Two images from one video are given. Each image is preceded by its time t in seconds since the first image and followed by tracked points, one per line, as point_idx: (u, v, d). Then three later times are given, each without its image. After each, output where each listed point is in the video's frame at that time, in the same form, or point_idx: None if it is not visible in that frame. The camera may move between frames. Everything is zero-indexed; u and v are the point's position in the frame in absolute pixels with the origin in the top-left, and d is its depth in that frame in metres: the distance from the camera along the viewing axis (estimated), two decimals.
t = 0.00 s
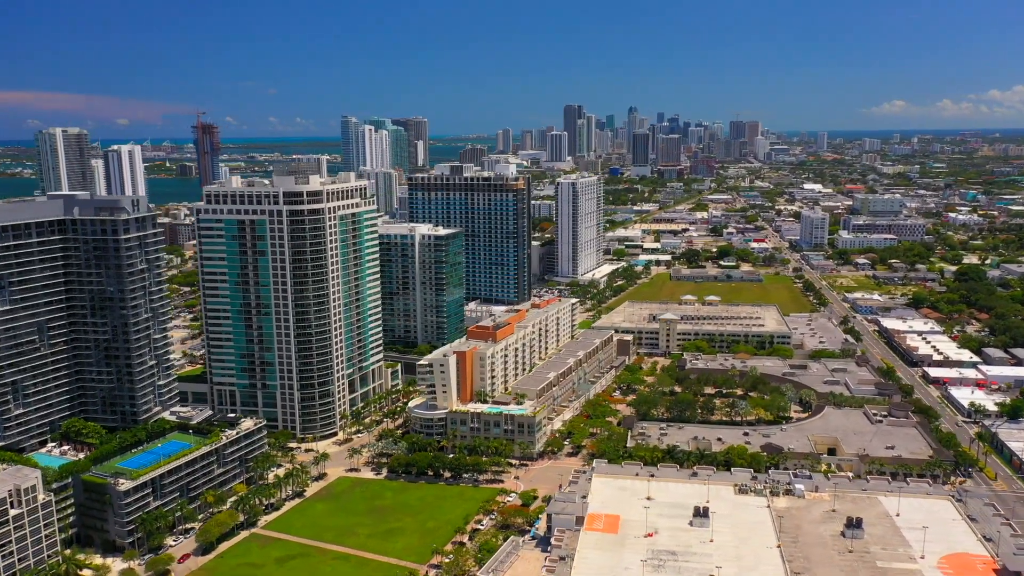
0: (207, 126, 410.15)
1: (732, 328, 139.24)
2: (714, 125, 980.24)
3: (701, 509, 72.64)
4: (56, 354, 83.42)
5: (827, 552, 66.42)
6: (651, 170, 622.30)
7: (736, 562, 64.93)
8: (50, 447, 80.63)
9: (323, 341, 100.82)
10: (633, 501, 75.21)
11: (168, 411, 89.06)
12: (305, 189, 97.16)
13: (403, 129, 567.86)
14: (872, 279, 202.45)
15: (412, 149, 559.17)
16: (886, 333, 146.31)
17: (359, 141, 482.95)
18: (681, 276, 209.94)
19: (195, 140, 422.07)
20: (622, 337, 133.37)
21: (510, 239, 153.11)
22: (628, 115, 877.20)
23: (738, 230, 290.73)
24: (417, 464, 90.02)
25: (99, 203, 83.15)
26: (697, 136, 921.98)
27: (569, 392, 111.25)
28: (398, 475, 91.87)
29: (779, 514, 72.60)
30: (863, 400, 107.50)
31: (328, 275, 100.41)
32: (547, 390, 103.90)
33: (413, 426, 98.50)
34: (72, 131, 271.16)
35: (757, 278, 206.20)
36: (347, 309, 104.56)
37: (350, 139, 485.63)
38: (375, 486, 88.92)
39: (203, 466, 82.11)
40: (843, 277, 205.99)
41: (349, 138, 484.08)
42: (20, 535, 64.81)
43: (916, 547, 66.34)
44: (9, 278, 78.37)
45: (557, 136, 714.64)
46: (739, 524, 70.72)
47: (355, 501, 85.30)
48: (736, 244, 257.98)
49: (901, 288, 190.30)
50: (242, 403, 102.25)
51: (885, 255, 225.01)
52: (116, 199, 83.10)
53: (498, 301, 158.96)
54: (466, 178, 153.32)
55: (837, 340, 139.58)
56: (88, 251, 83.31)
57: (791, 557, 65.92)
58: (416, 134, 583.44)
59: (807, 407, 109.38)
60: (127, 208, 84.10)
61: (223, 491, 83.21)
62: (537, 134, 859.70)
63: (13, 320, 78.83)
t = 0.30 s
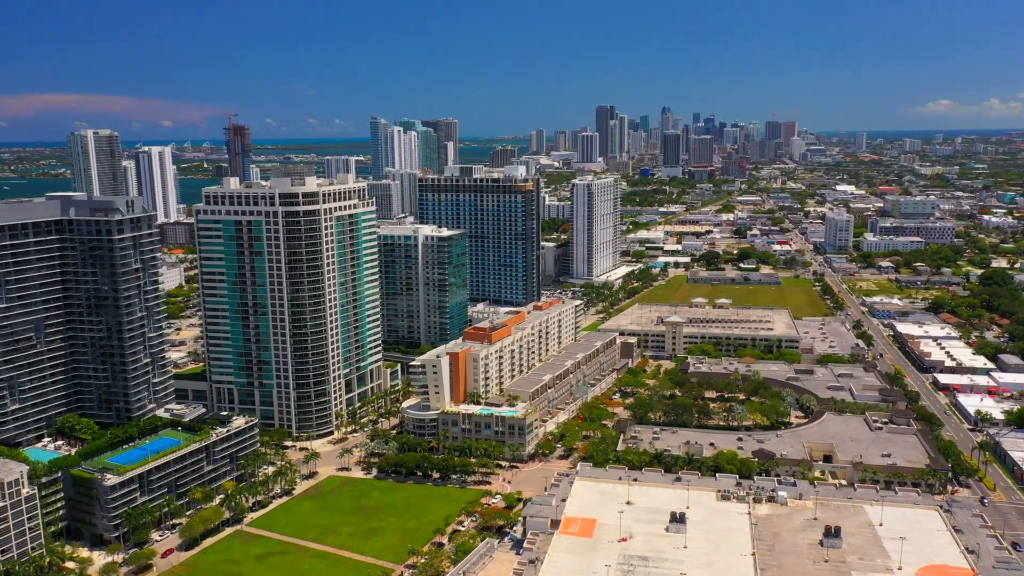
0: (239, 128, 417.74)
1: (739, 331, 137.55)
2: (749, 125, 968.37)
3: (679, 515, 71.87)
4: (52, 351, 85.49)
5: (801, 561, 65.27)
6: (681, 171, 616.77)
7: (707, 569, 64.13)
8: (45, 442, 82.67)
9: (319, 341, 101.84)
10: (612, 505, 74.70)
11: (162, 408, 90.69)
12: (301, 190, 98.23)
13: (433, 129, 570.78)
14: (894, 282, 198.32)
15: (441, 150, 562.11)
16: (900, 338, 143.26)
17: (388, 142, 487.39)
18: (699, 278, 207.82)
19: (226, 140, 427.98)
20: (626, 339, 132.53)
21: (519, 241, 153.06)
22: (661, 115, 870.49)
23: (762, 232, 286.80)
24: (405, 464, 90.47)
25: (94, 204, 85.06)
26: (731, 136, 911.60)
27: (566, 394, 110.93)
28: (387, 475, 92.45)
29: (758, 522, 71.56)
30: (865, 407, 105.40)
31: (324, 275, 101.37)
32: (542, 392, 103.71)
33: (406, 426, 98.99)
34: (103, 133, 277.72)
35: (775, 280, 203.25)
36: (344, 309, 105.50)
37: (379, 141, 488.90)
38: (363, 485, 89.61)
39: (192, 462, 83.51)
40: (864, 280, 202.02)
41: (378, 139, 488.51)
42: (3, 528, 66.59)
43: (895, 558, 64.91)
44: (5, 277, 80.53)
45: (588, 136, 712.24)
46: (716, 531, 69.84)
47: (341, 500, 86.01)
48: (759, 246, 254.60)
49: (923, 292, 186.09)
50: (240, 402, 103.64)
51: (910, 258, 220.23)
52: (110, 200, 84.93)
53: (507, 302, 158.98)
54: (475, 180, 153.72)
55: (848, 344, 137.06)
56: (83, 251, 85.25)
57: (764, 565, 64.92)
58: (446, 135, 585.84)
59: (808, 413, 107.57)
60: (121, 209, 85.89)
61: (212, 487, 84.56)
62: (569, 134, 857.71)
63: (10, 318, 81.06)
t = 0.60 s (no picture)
0: (268, 125, 417.31)
1: (747, 329, 135.90)
2: (784, 120, 953.56)
3: (657, 514, 71.36)
4: (51, 344, 87.69)
5: (775, 563, 64.35)
6: (712, 166, 609.78)
7: (679, 569, 63.60)
8: (43, 432, 84.93)
9: (316, 336, 102.84)
10: (592, 503, 74.42)
11: (159, 400, 92.41)
12: (297, 187, 99.21)
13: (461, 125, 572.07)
14: (917, 280, 193.93)
15: (470, 145, 563.41)
16: (913, 337, 140.28)
17: (416, 138, 490.22)
18: (716, 275, 205.53)
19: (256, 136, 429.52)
20: (630, 336, 131.72)
21: (527, 237, 152.85)
22: (694, 110, 861.38)
23: (787, 228, 282.35)
24: (395, 459, 91.12)
25: (91, 201, 86.85)
26: (766, 131, 898.46)
27: (563, 391, 110.64)
28: (378, 469, 93.18)
29: (737, 522, 70.69)
30: (867, 407, 103.37)
31: (321, 271, 102.34)
32: (536, 389, 103.63)
33: (400, 421, 99.66)
34: (133, 130, 283.34)
35: (794, 278, 200.07)
36: (341, 304, 106.45)
37: (407, 137, 493.29)
38: (353, 480, 90.42)
39: (184, 454, 85.03)
40: (886, 278, 197.92)
41: (406, 135, 492.11)
42: None
43: (872, 562, 63.73)
44: (4, 271, 82.73)
45: (618, 132, 707.66)
46: (692, 531, 69.20)
47: (329, 494, 86.95)
48: (782, 242, 250.78)
49: (945, 290, 181.73)
50: (240, 395, 105.18)
51: (936, 255, 215.14)
52: (106, 197, 86.65)
53: (516, 299, 158.88)
54: (484, 176, 153.83)
55: (858, 343, 134.58)
56: (81, 247, 87.16)
57: (737, 567, 64.15)
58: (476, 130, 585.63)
59: (809, 413, 105.94)
60: (117, 205, 87.57)
61: (203, 479, 86.00)
62: (601, 130, 852.89)
63: (9, 312, 83.34)
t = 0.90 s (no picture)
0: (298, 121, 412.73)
1: (755, 326, 134.16)
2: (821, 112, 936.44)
3: (635, 511, 70.95)
4: (51, 334, 89.85)
5: (748, 563, 63.59)
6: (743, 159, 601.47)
7: (649, 567, 63.19)
8: (43, 421, 87.16)
9: (313, 328, 103.95)
10: (571, 499, 74.21)
11: (156, 390, 94.20)
12: (294, 181, 100.39)
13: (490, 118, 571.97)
14: (940, 276, 189.34)
15: (498, 139, 563.30)
16: (927, 335, 137.19)
17: (444, 131, 492.49)
18: (733, 270, 202.97)
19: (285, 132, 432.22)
20: (635, 332, 130.89)
21: (536, 231, 152.58)
22: (728, 102, 850.03)
23: (812, 223, 277.47)
24: (386, 452, 91.84)
25: (89, 195, 88.77)
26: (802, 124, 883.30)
27: (560, 386, 110.27)
28: (369, 461, 93.98)
29: (715, 520, 70.00)
30: (867, 406, 101.47)
31: (318, 265, 103.42)
32: (531, 384, 103.55)
33: (394, 414, 100.37)
34: (160, 125, 287.80)
35: (813, 273, 196.74)
36: (340, 297, 107.42)
37: (435, 131, 496.07)
38: (344, 472, 91.31)
39: (177, 444, 86.62)
40: (909, 274, 193.60)
41: (434, 128, 495.15)
42: None
43: (847, 564, 62.71)
44: (4, 263, 84.95)
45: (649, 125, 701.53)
46: (668, 529, 68.70)
47: (319, 485, 87.92)
48: (805, 237, 246.68)
49: (967, 287, 177.39)
50: (239, 386, 106.75)
51: (961, 250, 209.96)
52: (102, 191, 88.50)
53: (525, 293, 158.60)
54: (494, 170, 153.89)
55: (869, 340, 132.05)
56: (80, 240, 89.22)
57: (708, 565, 63.56)
58: (505, 124, 584.89)
59: (809, 411, 104.32)
60: (113, 199, 89.41)
61: (196, 469, 87.58)
62: (633, 123, 846.43)
63: (9, 303, 85.60)
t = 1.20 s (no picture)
0: (326, 112, 430.88)
1: (762, 322, 132.46)
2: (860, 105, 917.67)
3: (611, 508, 70.69)
4: (52, 324, 92.14)
5: (718, 563, 62.94)
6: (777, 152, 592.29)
7: (617, 565, 62.90)
8: (43, 409, 89.45)
9: (311, 321, 105.06)
10: (550, 494, 74.13)
11: (155, 380, 96.14)
12: (292, 175, 101.42)
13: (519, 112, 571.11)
14: (965, 273, 184.65)
15: (528, 132, 563.05)
16: (942, 334, 134.05)
17: (472, 125, 493.88)
18: (752, 265, 200.32)
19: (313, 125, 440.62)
20: (638, 327, 130.13)
21: (545, 225, 152.27)
22: (764, 95, 837.12)
23: (839, 218, 272.27)
24: (376, 444, 92.64)
25: (87, 189, 90.63)
26: (840, 117, 866.68)
27: (557, 382, 110.11)
28: (361, 453, 94.90)
29: (690, 519, 69.41)
30: (867, 405, 99.63)
31: (315, 258, 104.44)
32: (525, 379, 103.48)
33: (389, 407, 101.18)
34: (189, 119, 292.56)
35: (833, 269, 193.34)
36: (338, 290, 108.40)
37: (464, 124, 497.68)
38: (334, 463, 92.32)
39: (171, 433, 88.33)
40: (932, 271, 189.06)
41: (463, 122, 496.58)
42: None
43: (819, 566, 61.81)
44: (4, 255, 87.15)
45: (682, 118, 694.28)
46: (641, 527, 68.30)
47: (308, 476, 89.01)
48: (829, 232, 242.40)
49: (991, 284, 172.71)
50: (240, 377, 108.41)
51: (989, 247, 204.37)
52: (100, 185, 90.32)
53: (534, 287, 158.32)
54: (504, 164, 153.81)
55: (879, 338, 129.52)
56: (79, 232, 91.27)
57: (677, 564, 63.07)
58: (535, 117, 583.26)
59: (807, 410, 102.77)
60: (111, 192, 91.16)
61: (189, 458, 89.24)
62: (666, 116, 838.68)
63: (10, 294, 87.82)
